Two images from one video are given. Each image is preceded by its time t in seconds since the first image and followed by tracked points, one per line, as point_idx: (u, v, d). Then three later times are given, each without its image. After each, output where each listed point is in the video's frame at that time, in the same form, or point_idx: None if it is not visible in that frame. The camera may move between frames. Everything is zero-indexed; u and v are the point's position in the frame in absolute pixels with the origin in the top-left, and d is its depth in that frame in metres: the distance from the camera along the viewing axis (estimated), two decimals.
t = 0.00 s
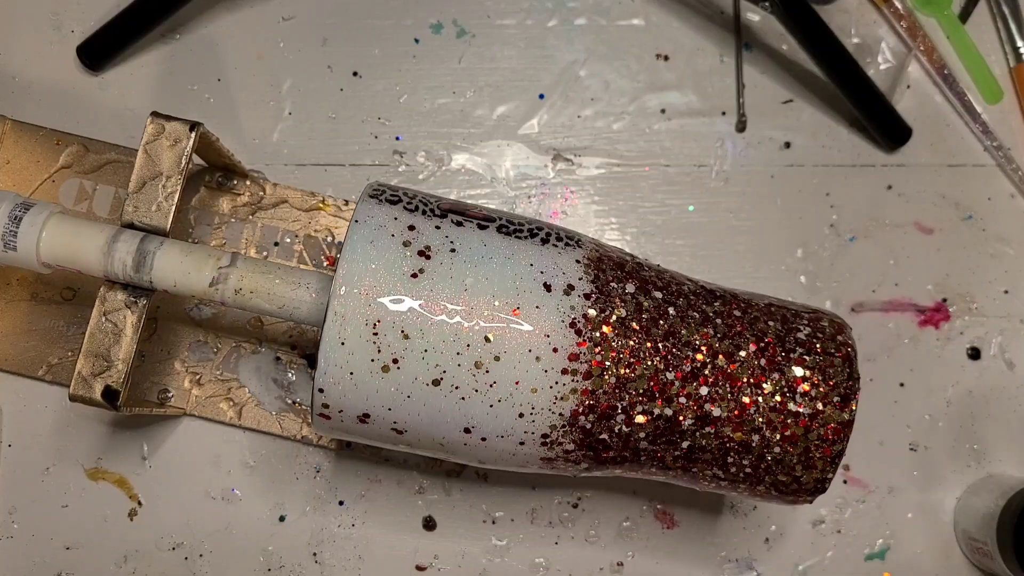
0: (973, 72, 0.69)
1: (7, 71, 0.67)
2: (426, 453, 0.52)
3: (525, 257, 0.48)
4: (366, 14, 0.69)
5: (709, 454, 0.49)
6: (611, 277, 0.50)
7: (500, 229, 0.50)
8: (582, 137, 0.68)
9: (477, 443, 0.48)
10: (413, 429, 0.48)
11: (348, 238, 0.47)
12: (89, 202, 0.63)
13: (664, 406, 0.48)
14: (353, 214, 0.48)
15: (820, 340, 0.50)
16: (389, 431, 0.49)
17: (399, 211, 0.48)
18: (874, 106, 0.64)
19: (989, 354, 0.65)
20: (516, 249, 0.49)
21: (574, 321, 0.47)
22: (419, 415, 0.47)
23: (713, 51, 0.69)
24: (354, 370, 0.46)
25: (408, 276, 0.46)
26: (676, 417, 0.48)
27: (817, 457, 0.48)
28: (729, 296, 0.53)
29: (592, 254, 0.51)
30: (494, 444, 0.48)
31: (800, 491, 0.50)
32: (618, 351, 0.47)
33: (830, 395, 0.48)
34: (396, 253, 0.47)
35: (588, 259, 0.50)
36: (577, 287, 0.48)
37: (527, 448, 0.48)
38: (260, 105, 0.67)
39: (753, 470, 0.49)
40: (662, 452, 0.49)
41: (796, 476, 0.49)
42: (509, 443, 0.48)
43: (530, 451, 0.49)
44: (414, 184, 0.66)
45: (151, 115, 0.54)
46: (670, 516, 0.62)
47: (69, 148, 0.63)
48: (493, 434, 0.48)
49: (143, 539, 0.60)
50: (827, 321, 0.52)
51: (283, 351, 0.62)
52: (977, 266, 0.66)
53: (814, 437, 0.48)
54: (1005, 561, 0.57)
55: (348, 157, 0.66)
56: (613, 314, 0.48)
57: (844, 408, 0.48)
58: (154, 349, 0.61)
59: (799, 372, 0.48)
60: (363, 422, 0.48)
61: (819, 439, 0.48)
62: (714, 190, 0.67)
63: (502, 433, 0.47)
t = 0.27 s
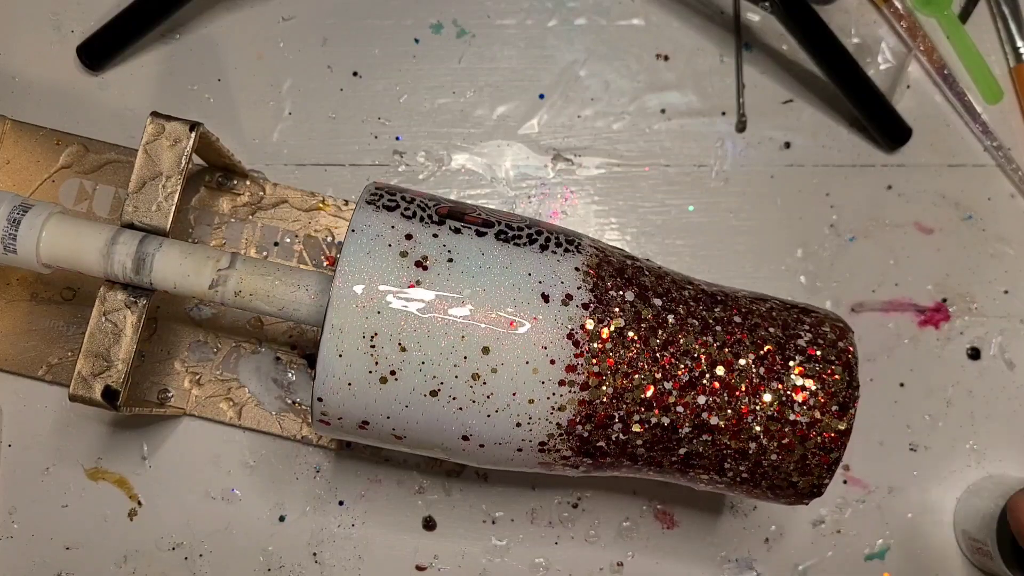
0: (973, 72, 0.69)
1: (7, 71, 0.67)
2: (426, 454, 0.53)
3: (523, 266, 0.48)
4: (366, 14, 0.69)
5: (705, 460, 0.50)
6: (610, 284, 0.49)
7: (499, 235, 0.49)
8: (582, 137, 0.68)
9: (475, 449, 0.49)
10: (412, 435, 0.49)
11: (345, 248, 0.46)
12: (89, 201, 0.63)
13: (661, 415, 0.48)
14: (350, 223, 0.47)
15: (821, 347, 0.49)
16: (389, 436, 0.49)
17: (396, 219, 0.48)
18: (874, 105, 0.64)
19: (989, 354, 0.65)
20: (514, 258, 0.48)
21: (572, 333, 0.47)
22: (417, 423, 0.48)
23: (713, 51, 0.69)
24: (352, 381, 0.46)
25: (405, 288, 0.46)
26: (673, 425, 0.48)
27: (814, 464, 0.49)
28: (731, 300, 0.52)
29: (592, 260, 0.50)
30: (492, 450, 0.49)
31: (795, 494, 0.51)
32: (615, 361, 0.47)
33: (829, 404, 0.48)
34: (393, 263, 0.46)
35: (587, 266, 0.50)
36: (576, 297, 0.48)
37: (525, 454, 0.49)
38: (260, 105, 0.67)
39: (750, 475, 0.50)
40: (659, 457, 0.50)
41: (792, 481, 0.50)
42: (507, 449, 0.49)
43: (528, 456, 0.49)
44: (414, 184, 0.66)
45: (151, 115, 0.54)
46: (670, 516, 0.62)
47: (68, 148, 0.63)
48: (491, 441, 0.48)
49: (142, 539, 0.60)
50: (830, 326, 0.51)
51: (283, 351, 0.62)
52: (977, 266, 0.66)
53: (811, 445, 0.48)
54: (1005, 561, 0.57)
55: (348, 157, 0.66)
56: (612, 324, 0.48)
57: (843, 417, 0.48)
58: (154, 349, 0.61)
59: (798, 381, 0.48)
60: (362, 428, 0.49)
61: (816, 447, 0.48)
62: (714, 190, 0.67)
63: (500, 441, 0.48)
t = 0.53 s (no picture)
0: (973, 72, 0.69)
1: (7, 71, 0.67)
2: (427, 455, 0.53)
3: (521, 275, 0.47)
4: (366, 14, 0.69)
5: (702, 465, 0.50)
6: (609, 292, 0.49)
7: (497, 241, 0.49)
8: (582, 137, 0.68)
9: (474, 454, 0.49)
10: (412, 440, 0.49)
11: (342, 260, 0.46)
12: (89, 202, 0.63)
13: (659, 423, 0.48)
14: (347, 233, 0.47)
15: (822, 354, 0.49)
16: (389, 440, 0.50)
17: (394, 228, 0.47)
18: (874, 105, 0.64)
19: (989, 354, 0.65)
20: (513, 267, 0.48)
21: (570, 344, 0.47)
22: (416, 429, 0.48)
23: (713, 51, 0.69)
24: (351, 391, 0.47)
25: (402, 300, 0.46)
26: (671, 433, 0.48)
27: (811, 471, 0.49)
28: (732, 305, 0.51)
29: (591, 266, 0.50)
30: (491, 455, 0.49)
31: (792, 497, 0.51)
32: (613, 371, 0.47)
33: (827, 412, 0.48)
34: (390, 275, 0.46)
35: (587, 273, 0.49)
36: (574, 307, 0.47)
37: (524, 459, 0.50)
38: (260, 105, 0.67)
39: (747, 479, 0.50)
40: (657, 461, 0.50)
41: (789, 486, 0.50)
42: (506, 454, 0.49)
43: (527, 461, 0.50)
44: (414, 184, 0.66)
45: (151, 115, 0.54)
46: (670, 516, 0.62)
47: (68, 148, 0.63)
48: (489, 447, 0.49)
49: (143, 539, 0.60)
50: (831, 331, 0.51)
51: (283, 351, 0.62)
52: (977, 266, 0.66)
53: (808, 454, 0.48)
54: (1006, 561, 0.57)
55: (348, 157, 0.66)
56: (610, 334, 0.47)
57: (841, 426, 0.48)
58: (154, 349, 0.61)
59: (797, 390, 0.48)
60: (362, 433, 0.49)
61: (814, 455, 0.48)
62: (714, 190, 0.67)
63: (499, 447, 0.48)
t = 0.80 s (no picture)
0: (973, 72, 0.69)
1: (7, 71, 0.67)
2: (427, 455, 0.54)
3: (519, 284, 0.47)
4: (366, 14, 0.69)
5: (699, 469, 0.50)
6: (608, 300, 0.48)
7: (496, 249, 0.48)
8: (582, 137, 0.68)
9: (473, 458, 0.50)
10: (411, 444, 0.50)
11: (339, 271, 0.46)
12: (89, 202, 0.63)
13: (656, 431, 0.48)
14: (343, 243, 0.47)
15: (821, 362, 0.49)
16: (389, 444, 0.51)
17: (391, 237, 0.47)
18: (874, 105, 0.64)
19: (989, 354, 0.65)
20: (510, 275, 0.47)
21: (567, 355, 0.47)
22: (415, 435, 0.49)
23: (713, 51, 0.69)
24: (349, 400, 0.47)
25: (399, 312, 0.46)
26: (668, 440, 0.49)
27: (807, 476, 0.49)
28: (733, 310, 0.51)
29: (590, 273, 0.49)
30: (489, 459, 0.50)
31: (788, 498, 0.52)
32: (610, 381, 0.47)
33: (825, 420, 0.48)
34: (387, 286, 0.46)
35: (585, 281, 0.48)
36: (572, 317, 0.47)
37: (522, 463, 0.50)
38: (260, 105, 0.67)
39: (744, 482, 0.51)
40: (655, 465, 0.51)
41: (785, 488, 0.51)
42: (504, 458, 0.50)
43: (525, 464, 0.51)
44: (414, 184, 0.66)
45: (151, 115, 0.54)
46: (670, 516, 0.62)
47: (68, 148, 0.63)
48: (488, 453, 0.49)
49: (143, 539, 0.60)
50: (832, 337, 0.50)
51: (283, 351, 0.62)
52: (977, 266, 0.66)
53: (805, 459, 0.48)
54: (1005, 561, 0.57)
55: (348, 157, 0.66)
56: (608, 344, 0.47)
57: (839, 433, 0.48)
58: (154, 349, 0.61)
59: (795, 398, 0.48)
60: (362, 437, 0.50)
61: (811, 461, 0.48)
62: (714, 190, 0.67)
63: (497, 453, 0.49)
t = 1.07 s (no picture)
0: (973, 72, 0.69)
1: (7, 72, 0.67)
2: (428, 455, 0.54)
3: (517, 294, 0.47)
4: (366, 13, 0.69)
5: (696, 472, 0.51)
6: (606, 310, 0.48)
7: (494, 258, 0.48)
8: (582, 137, 0.68)
9: (472, 460, 0.51)
10: (411, 447, 0.51)
11: (336, 283, 0.46)
12: (89, 202, 0.63)
13: (654, 438, 0.48)
14: (340, 253, 0.46)
15: (822, 370, 0.48)
16: (389, 446, 0.51)
17: (388, 246, 0.47)
18: (874, 105, 0.64)
19: (989, 354, 0.65)
20: (509, 285, 0.47)
21: (565, 366, 0.46)
22: (414, 440, 0.49)
23: (713, 51, 0.69)
24: (349, 408, 0.47)
25: (397, 324, 0.46)
26: (665, 447, 0.49)
27: (804, 481, 0.50)
28: (733, 317, 0.50)
29: (589, 281, 0.48)
30: (488, 462, 0.51)
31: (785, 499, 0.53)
32: (607, 392, 0.47)
33: (823, 428, 0.48)
34: (384, 298, 0.46)
35: (584, 289, 0.48)
36: (570, 328, 0.47)
37: (520, 466, 0.51)
38: (260, 105, 0.67)
39: (741, 485, 0.51)
40: (653, 468, 0.51)
41: (782, 491, 0.51)
42: (503, 462, 0.50)
43: (524, 467, 0.51)
44: (414, 184, 0.66)
45: (151, 115, 0.54)
46: (670, 516, 0.62)
47: (68, 148, 0.63)
48: (486, 457, 0.50)
49: (143, 539, 0.60)
50: (833, 344, 0.50)
51: (283, 351, 0.62)
52: (977, 266, 0.66)
53: (802, 466, 0.49)
54: (1005, 560, 0.57)
55: (348, 157, 0.66)
56: (606, 355, 0.47)
57: (837, 441, 0.48)
58: (154, 349, 0.61)
59: (794, 407, 0.48)
60: (363, 440, 0.51)
61: (808, 467, 0.49)
62: (714, 190, 0.67)
63: (496, 457, 0.50)
